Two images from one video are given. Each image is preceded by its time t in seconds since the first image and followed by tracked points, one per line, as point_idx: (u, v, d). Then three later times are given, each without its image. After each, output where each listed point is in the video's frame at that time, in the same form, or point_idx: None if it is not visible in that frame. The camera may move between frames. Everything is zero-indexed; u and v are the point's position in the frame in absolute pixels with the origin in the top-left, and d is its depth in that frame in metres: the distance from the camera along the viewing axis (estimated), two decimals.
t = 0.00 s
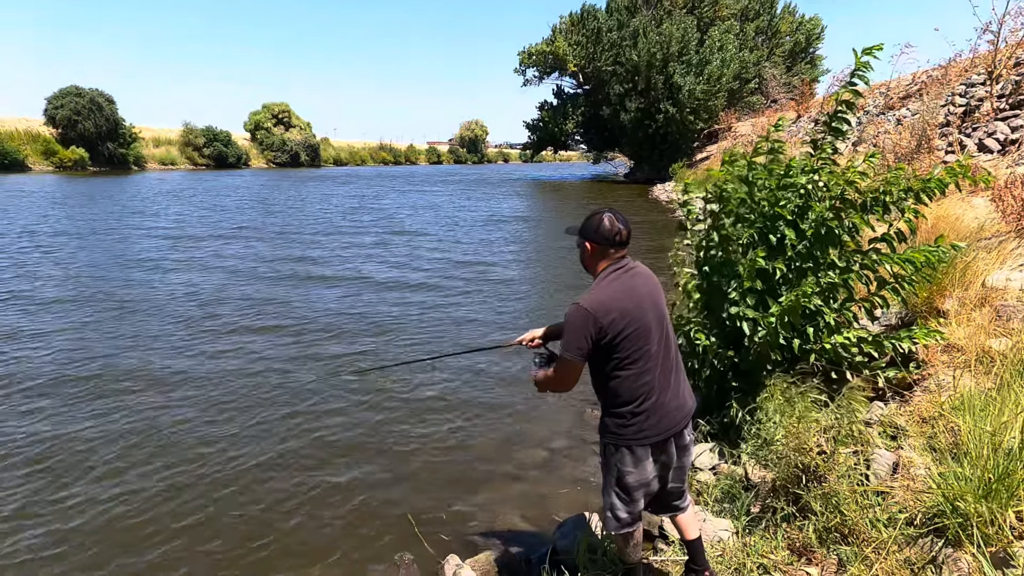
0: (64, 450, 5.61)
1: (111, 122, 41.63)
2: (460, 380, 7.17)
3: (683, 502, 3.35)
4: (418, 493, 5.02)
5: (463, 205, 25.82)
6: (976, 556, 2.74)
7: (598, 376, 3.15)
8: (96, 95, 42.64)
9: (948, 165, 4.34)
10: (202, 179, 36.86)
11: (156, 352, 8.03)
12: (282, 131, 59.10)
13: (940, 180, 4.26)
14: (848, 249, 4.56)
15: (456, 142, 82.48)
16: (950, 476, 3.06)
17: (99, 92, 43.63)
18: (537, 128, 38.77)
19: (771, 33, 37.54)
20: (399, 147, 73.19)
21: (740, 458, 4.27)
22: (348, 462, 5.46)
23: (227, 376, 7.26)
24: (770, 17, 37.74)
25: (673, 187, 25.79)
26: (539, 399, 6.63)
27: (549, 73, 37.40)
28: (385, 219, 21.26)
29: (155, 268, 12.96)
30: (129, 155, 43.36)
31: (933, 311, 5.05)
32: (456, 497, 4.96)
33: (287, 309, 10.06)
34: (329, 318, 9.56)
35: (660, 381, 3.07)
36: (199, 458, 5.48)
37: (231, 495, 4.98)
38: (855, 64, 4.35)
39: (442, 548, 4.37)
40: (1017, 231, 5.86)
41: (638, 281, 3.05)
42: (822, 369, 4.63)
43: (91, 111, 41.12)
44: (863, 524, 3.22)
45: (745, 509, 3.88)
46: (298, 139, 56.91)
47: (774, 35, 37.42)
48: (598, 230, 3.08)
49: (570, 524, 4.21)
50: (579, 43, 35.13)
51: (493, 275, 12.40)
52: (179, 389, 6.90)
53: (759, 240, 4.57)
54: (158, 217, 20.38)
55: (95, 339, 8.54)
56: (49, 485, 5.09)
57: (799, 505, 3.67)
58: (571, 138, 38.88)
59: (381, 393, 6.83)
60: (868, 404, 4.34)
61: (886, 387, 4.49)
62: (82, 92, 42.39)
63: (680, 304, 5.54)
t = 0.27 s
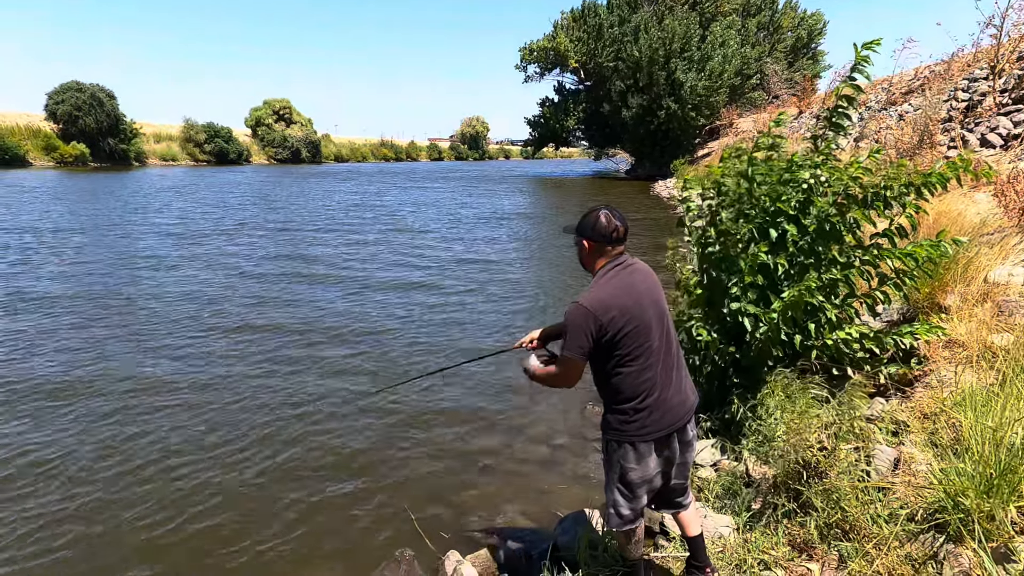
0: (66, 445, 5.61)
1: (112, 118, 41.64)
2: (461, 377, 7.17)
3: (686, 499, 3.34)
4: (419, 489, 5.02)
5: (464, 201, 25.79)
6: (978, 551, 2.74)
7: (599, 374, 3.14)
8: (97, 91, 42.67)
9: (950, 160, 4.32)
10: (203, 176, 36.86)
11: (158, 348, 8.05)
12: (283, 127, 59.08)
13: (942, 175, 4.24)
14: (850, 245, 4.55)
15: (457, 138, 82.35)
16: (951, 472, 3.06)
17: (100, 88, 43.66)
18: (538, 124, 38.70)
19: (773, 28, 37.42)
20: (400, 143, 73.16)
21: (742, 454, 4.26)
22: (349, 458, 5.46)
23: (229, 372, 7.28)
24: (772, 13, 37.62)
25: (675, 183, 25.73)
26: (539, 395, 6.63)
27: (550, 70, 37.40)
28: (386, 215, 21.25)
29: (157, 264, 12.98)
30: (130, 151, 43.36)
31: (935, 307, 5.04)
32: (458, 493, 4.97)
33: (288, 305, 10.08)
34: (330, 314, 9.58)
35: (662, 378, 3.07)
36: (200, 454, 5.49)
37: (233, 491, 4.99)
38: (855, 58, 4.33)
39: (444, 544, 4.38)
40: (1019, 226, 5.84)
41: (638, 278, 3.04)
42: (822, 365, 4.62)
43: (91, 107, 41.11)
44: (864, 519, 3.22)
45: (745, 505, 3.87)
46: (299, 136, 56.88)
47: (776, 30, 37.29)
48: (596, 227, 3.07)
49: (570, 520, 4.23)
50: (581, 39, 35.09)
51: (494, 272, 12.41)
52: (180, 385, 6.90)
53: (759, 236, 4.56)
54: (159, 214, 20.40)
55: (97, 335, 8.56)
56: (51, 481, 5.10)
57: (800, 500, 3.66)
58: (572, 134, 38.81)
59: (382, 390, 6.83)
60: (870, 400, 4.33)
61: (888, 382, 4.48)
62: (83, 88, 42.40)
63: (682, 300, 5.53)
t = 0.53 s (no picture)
0: (68, 449, 5.62)
1: (116, 122, 41.84)
2: (463, 380, 7.18)
3: (688, 502, 3.33)
4: (421, 492, 5.02)
5: (467, 204, 25.82)
6: (983, 558, 2.73)
7: (600, 378, 3.14)
8: (102, 95, 42.89)
9: (954, 164, 4.31)
10: (206, 179, 36.98)
11: (161, 351, 8.08)
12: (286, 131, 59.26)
13: (945, 180, 4.24)
14: (852, 249, 4.54)
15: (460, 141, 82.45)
16: (956, 479, 3.05)
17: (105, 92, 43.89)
18: (541, 127, 38.72)
19: (775, 32, 37.43)
20: (403, 146, 73.30)
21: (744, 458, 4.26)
22: (351, 461, 5.46)
23: (231, 375, 7.29)
24: (775, 16, 37.63)
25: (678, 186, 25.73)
26: (541, 398, 6.63)
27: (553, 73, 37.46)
28: (389, 218, 21.29)
29: (160, 268, 13.02)
30: (134, 155, 43.54)
31: (938, 312, 5.03)
32: (460, 496, 4.97)
33: (291, 308, 10.10)
34: (333, 317, 9.60)
35: (663, 381, 3.07)
36: (202, 457, 5.49)
37: (235, 494, 5.00)
38: (856, 62, 4.33)
39: (446, 547, 4.38)
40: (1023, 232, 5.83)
41: (637, 282, 3.04)
42: (825, 369, 4.62)
43: (96, 111, 41.29)
44: (867, 525, 3.21)
45: (748, 509, 3.87)
46: (302, 139, 57.05)
47: (779, 34, 37.28)
48: (594, 232, 3.07)
49: (572, 523, 4.23)
50: (583, 42, 35.15)
51: (496, 275, 12.42)
52: (182, 388, 6.90)
53: (761, 240, 4.56)
54: (162, 217, 20.47)
55: (101, 338, 8.59)
56: (53, 484, 5.10)
57: (803, 506, 3.65)
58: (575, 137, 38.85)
59: (384, 393, 6.84)
60: (873, 404, 4.32)
61: (891, 387, 4.48)
62: (87, 92, 42.63)
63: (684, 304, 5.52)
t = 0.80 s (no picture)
0: (71, 447, 5.64)
1: (120, 120, 41.95)
2: (465, 377, 7.18)
3: (690, 500, 3.33)
4: (423, 490, 5.03)
5: (469, 202, 25.83)
6: (987, 557, 2.72)
7: (602, 376, 3.14)
8: (105, 93, 43.00)
9: (959, 162, 4.29)
10: (209, 177, 37.06)
11: (164, 348, 8.11)
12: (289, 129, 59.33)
13: (951, 178, 4.22)
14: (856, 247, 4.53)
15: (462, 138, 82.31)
16: (960, 477, 3.05)
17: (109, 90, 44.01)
18: (543, 125, 38.66)
19: (779, 29, 37.31)
20: (406, 143, 73.33)
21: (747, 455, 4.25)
22: (354, 458, 5.48)
23: (234, 373, 7.31)
24: (779, 13, 37.50)
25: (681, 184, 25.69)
26: (544, 396, 6.63)
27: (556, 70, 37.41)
28: (392, 216, 21.30)
29: (163, 265, 13.06)
30: (138, 153, 43.65)
31: (943, 309, 5.02)
32: (462, 494, 4.97)
33: (294, 306, 10.13)
34: (336, 315, 9.61)
35: (664, 379, 3.06)
36: (205, 455, 5.51)
37: (238, 492, 5.02)
38: (863, 59, 4.31)
39: (448, 544, 4.39)
40: None
41: (638, 279, 3.04)
42: (828, 367, 4.61)
43: (100, 109, 41.38)
44: (871, 523, 3.21)
45: (751, 507, 3.86)
46: (305, 137, 57.11)
47: (783, 31, 37.14)
48: (593, 230, 3.07)
49: (574, 521, 4.22)
50: (586, 40, 35.09)
51: (499, 273, 12.43)
52: (184, 387, 6.91)
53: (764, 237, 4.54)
54: (165, 215, 20.51)
55: (104, 335, 8.62)
56: (56, 482, 5.12)
57: (806, 504, 3.65)
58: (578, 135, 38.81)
59: (386, 391, 6.85)
60: (876, 402, 4.32)
61: (894, 384, 4.47)
62: (91, 90, 42.74)
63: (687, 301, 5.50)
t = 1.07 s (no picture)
0: (71, 447, 5.63)
1: (119, 119, 41.95)
2: (465, 377, 7.19)
3: (689, 500, 3.33)
4: (423, 489, 5.03)
5: (469, 202, 25.83)
6: (985, 557, 2.73)
7: (601, 375, 3.14)
8: (105, 93, 43.00)
9: (959, 162, 4.30)
10: (209, 176, 37.06)
11: (165, 348, 8.12)
12: (289, 128, 59.34)
13: (949, 178, 4.22)
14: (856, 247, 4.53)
15: (462, 137, 82.28)
16: (958, 477, 3.05)
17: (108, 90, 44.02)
18: (543, 124, 38.65)
19: (779, 29, 37.31)
20: (406, 143, 73.33)
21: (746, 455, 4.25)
22: (354, 458, 5.48)
23: (235, 372, 7.32)
24: (778, 13, 37.50)
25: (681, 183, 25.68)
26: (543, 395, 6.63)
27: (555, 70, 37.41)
28: (392, 216, 21.30)
29: (163, 265, 13.07)
30: (137, 152, 43.63)
31: (942, 309, 5.03)
32: (462, 493, 4.98)
33: (294, 305, 10.13)
34: (336, 314, 9.62)
35: (663, 378, 3.06)
36: (204, 455, 5.51)
37: (238, 491, 5.02)
38: (863, 59, 4.31)
39: (448, 544, 4.39)
40: None
41: (637, 278, 3.04)
42: (828, 367, 4.61)
43: (99, 109, 41.39)
44: (870, 522, 3.22)
45: (751, 507, 3.87)
46: (305, 137, 57.11)
47: (782, 30, 37.13)
48: (592, 229, 3.07)
49: (574, 520, 4.23)
50: (586, 39, 35.10)
51: (499, 272, 12.43)
52: (183, 386, 6.91)
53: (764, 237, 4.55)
54: (165, 214, 20.52)
55: (105, 335, 8.63)
56: (56, 482, 5.11)
57: (805, 503, 3.65)
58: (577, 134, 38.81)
59: (386, 390, 6.86)
60: (876, 402, 4.32)
61: (894, 384, 4.48)
62: (91, 90, 42.75)
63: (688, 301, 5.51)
